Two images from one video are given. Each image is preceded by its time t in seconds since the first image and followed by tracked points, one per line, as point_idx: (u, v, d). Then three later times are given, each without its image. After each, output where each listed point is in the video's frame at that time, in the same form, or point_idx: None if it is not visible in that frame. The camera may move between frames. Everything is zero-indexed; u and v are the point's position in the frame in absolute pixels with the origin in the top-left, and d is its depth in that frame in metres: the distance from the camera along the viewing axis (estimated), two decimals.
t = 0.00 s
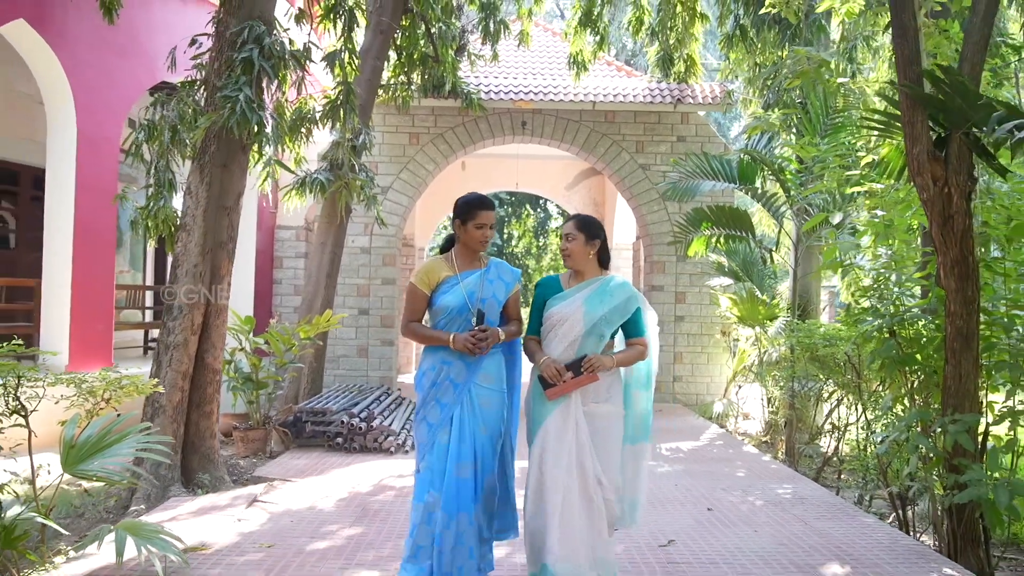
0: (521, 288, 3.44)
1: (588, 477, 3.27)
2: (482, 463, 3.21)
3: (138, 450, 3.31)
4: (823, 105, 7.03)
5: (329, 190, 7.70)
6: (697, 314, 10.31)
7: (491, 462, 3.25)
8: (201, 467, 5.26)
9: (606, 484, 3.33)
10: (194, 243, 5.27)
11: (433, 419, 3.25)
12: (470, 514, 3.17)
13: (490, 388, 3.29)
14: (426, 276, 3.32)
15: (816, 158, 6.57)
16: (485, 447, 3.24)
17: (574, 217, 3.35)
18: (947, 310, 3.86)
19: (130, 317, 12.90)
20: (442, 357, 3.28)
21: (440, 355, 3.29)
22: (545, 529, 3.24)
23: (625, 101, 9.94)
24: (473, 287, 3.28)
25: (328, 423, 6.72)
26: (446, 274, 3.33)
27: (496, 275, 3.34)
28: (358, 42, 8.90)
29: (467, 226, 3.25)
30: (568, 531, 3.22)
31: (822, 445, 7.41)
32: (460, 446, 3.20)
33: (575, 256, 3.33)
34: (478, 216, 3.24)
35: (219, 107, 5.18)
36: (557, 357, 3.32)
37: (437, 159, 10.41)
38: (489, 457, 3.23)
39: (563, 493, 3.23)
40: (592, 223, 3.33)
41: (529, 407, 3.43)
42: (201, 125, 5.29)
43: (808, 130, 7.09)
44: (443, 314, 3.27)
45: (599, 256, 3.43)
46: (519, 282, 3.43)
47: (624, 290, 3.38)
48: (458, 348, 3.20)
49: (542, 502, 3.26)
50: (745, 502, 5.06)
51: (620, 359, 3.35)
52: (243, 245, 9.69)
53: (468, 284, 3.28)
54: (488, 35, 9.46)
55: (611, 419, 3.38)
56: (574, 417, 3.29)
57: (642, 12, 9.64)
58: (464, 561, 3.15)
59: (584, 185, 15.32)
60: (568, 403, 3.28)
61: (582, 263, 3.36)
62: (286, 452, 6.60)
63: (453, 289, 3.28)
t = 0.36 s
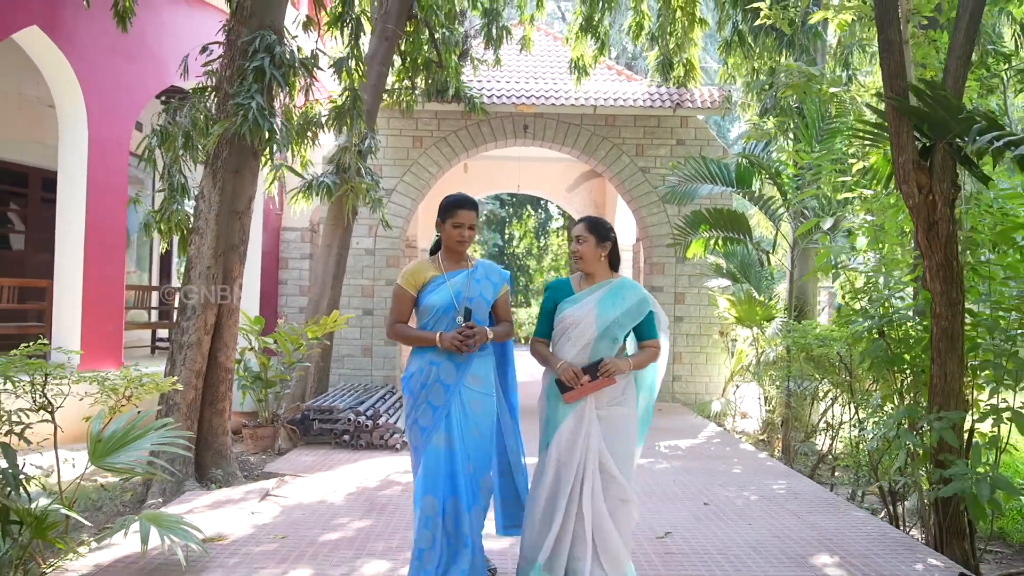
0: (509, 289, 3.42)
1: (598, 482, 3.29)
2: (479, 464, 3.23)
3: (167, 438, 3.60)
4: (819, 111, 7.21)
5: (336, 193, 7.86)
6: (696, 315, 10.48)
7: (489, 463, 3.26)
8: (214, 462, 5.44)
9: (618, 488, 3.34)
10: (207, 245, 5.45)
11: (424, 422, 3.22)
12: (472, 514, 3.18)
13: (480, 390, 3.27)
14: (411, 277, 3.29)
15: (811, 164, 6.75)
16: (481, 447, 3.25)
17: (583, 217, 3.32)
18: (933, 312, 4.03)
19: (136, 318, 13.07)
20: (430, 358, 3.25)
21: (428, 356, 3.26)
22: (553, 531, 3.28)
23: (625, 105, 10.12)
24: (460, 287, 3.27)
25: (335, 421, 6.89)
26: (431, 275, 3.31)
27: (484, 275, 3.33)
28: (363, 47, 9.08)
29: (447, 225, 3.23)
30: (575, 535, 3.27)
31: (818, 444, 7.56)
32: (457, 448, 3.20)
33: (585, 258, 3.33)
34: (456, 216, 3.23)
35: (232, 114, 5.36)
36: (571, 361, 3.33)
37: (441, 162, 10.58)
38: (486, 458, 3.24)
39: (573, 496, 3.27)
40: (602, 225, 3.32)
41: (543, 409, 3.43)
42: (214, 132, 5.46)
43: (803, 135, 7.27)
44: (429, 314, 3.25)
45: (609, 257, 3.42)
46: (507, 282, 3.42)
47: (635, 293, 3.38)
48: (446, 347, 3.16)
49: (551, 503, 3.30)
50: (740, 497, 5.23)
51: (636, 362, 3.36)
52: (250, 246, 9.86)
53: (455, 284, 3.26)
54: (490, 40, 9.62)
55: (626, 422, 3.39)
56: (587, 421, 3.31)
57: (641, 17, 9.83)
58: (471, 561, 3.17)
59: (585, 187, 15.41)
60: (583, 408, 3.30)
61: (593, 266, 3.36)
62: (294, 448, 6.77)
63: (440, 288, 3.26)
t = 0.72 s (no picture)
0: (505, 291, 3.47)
1: (626, 482, 3.33)
2: (472, 463, 3.25)
3: (189, 432, 3.86)
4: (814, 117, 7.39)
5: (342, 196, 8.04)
6: (695, 316, 10.65)
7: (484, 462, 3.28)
8: (227, 458, 5.62)
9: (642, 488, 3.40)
10: (220, 248, 5.63)
11: (415, 423, 3.30)
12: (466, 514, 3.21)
13: (471, 388, 3.32)
14: (405, 279, 3.38)
15: (805, 168, 6.94)
16: (475, 447, 3.27)
17: (605, 219, 3.44)
18: (919, 313, 4.21)
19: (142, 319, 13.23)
20: (421, 361, 3.33)
21: (420, 359, 3.34)
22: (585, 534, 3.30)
23: (624, 109, 10.29)
24: (453, 290, 3.34)
25: (342, 418, 7.08)
26: (426, 277, 3.40)
27: (478, 277, 3.39)
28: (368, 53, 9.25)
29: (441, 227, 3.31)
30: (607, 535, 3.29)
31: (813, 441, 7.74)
32: (448, 448, 3.24)
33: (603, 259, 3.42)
34: (446, 216, 3.33)
35: (244, 121, 5.54)
36: (594, 359, 3.37)
37: (444, 165, 10.77)
38: (480, 458, 3.26)
39: (604, 497, 3.30)
40: (623, 225, 3.43)
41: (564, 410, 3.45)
42: (228, 138, 5.64)
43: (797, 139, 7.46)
44: (423, 316, 3.34)
45: (629, 258, 3.50)
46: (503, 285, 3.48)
47: (655, 291, 3.44)
48: (437, 349, 3.24)
49: (581, 506, 3.31)
50: (736, 492, 5.42)
51: (659, 361, 3.41)
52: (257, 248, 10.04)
53: (448, 287, 3.34)
54: (493, 45, 9.79)
55: (649, 423, 3.44)
56: (612, 421, 3.36)
57: (640, 23, 10.02)
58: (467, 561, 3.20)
59: (585, 189, 15.65)
60: (608, 407, 3.35)
61: (611, 266, 3.44)
62: (302, 445, 6.95)
63: (434, 291, 3.35)
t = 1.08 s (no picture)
0: (512, 306, 3.45)
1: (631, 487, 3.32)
2: (471, 481, 3.23)
3: (200, 434, 4.02)
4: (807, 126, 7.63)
5: (345, 201, 8.21)
6: (692, 318, 10.82)
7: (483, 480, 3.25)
8: (235, 458, 5.78)
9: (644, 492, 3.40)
10: (227, 254, 5.81)
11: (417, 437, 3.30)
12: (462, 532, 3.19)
13: (474, 404, 3.29)
14: (411, 290, 3.38)
15: (797, 176, 7.12)
16: (475, 464, 3.25)
17: (605, 229, 3.40)
18: (904, 319, 4.37)
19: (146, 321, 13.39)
20: (423, 374, 3.33)
21: (422, 372, 3.34)
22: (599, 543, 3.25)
23: (622, 115, 10.42)
24: (457, 304, 3.33)
25: (346, 420, 7.24)
26: (432, 288, 3.39)
27: (483, 291, 3.37)
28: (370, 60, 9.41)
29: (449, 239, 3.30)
30: (619, 542, 3.26)
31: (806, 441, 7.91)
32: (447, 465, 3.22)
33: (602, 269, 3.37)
34: (453, 228, 3.31)
35: (251, 131, 5.71)
36: (595, 370, 3.36)
37: (444, 170, 10.93)
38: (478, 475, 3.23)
39: (613, 505, 3.27)
40: (623, 235, 3.39)
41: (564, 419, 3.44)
42: (235, 147, 5.81)
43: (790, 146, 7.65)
44: (425, 329, 3.33)
45: (629, 267, 3.47)
46: (510, 299, 3.45)
47: (655, 301, 3.43)
48: (438, 364, 3.25)
49: (594, 517, 3.26)
50: (729, 491, 5.58)
51: (658, 371, 3.41)
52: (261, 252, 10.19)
53: (452, 300, 3.33)
54: (493, 52, 9.96)
55: (649, 428, 3.45)
56: (614, 427, 3.35)
57: (639, 29, 10.19)
58: None
59: (585, 192, 15.76)
60: (610, 415, 3.35)
61: (610, 276, 3.40)
62: (307, 446, 7.12)
63: (437, 304, 3.33)
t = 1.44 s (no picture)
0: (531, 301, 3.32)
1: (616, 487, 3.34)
2: (484, 477, 3.08)
3: (211, 429, 4.21)
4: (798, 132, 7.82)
5: (347, 203, 8.39)
6: (689, 318, 11.01)
7: (495, 477, 3.11)
8: (241, 454, 5.94)
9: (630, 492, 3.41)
10: (234, 256, 5.97)
11: (430, 430, 3.15)
12: (471, 530, 3.01)
13: (491, 400, 3.16)
14: (429, 285, 3.27)
15: (789, 179, 7.31)
16: (489, 461, 3.11)
17: (588, 229, 3.45)
18: (886, 319, 4.55)
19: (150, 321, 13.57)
20: (442, 367, 3.18)
21: (440, 365, 3.19)
22: (584, 542, 3.27)
23: (620, 118, 10.60)
24: (476, 297, 3.20)
25: (348, 417, 7.40)
26: (449, 284, 3.27)
27: (503, 286, 3.25)
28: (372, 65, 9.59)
29: (465, 233, 3.21)
30: (604, 541, 3.29)
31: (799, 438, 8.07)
32: (461, 459, 3.07)
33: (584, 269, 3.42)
34: (470, 224, 3.21)
35: (257, 137, 5.89)
36: (581, 369, 3.37)
37: (444, 172, 11.11)
38: (492, 471, 3.10)
39: (600, 504, 3.29)
40: (605, 235, 3.44)
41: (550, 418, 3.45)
42: (241, 153, 5.99)
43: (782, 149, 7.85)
44: (445, 322, 3.21)
45: (611, 268, 3.51)
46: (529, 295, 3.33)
47: (636, 299, 3.47)
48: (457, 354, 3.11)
49: (579, 516, 3.28)
50: (720, 485, 5.76)
51: (641, 368, 3.44)
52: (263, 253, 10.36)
53: (471, 293, 3.21)
54: (492, 57, 10.14)
55: (633, 428, 3.47)
56: (600, 428, 3.35)
57: (635, 34, 10.36)
58: None
59: (582, 194, 15.93)
60: (595, 415, 3.35)
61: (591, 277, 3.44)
62: (311, 443, 7.29)
63: (456, 298, 3.22)
